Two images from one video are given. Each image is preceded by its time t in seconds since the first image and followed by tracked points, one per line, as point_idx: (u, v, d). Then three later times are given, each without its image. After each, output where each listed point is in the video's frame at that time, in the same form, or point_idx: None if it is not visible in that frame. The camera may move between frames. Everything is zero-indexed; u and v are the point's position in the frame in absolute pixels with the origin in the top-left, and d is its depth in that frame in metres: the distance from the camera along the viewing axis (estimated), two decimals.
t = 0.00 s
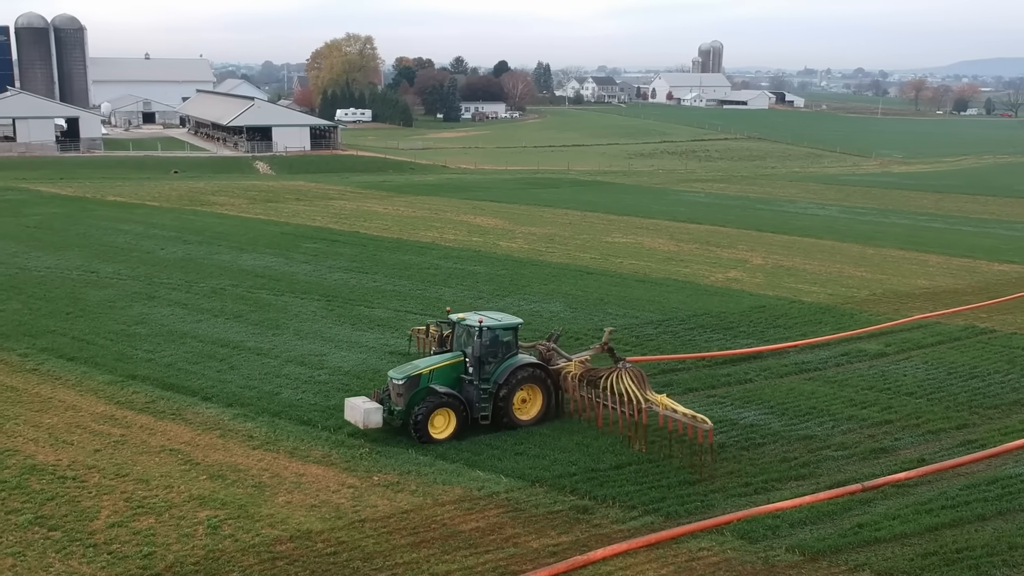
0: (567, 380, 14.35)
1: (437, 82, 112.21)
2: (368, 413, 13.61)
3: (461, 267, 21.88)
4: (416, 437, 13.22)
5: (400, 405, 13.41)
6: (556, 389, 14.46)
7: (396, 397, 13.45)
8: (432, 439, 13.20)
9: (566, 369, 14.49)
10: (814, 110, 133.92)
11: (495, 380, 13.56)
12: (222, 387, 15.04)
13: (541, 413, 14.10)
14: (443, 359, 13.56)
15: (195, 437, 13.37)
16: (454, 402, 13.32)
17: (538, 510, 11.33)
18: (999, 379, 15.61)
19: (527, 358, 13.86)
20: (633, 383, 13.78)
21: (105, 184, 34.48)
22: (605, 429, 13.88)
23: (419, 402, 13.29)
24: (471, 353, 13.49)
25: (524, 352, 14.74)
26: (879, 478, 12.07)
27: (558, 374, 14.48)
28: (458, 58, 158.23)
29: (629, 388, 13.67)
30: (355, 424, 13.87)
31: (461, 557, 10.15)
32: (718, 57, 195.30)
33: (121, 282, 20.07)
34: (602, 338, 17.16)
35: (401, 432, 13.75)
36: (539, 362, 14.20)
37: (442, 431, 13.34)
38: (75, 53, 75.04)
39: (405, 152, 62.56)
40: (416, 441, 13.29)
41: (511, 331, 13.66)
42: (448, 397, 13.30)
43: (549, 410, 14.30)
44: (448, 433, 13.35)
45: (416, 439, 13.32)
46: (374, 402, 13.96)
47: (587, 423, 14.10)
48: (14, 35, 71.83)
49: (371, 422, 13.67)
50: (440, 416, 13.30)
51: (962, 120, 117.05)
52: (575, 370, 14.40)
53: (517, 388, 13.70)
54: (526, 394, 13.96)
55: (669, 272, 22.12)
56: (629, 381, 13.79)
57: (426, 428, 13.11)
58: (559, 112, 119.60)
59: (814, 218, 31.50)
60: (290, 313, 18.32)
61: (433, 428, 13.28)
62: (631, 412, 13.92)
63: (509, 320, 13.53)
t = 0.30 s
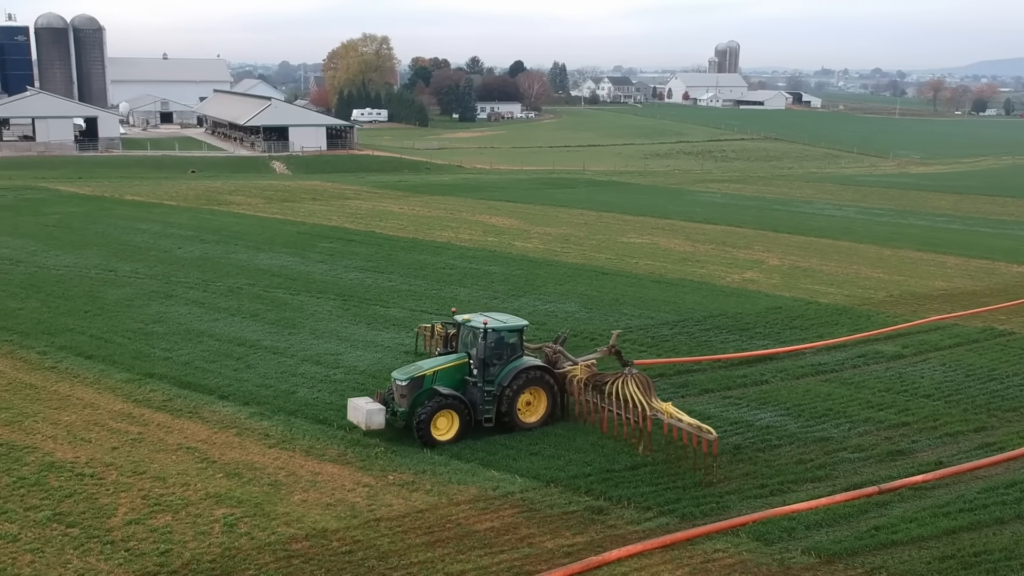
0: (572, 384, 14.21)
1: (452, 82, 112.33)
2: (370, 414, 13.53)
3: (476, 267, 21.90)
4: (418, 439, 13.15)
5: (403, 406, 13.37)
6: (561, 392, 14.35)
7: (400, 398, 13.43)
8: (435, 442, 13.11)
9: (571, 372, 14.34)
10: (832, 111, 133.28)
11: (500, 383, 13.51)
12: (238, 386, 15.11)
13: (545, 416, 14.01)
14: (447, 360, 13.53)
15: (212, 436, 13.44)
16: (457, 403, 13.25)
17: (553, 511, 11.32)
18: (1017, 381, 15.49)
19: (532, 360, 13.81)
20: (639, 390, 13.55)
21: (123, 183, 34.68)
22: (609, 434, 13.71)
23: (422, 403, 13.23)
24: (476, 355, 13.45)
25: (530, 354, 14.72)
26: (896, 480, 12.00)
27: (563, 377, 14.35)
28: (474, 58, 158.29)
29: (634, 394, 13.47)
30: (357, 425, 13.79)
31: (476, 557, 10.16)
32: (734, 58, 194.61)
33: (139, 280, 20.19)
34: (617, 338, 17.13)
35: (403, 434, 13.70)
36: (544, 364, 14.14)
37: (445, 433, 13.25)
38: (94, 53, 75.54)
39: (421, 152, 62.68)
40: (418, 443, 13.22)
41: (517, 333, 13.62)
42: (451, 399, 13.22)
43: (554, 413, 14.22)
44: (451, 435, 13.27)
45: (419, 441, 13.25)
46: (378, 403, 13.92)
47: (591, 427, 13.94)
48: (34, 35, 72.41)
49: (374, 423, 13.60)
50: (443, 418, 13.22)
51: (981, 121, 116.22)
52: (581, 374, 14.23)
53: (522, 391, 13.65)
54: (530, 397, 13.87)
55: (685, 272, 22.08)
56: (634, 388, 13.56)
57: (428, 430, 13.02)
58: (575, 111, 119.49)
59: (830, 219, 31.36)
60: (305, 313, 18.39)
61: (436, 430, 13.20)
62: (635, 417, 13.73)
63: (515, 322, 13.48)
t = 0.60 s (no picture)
0: (578, 389, 14.23)
1: (467, 83, 112.49)
2: (373, 414, 13.43)
3: (491, 267, 21.91)
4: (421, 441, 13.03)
5: (406, 407, 13.31)
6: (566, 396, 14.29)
7: (403, 400, 13.37)
8: (437, 444, 12.98)
9: (577, 378, 14.37)
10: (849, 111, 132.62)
11: (504, 385, 13.41)
12: (255, 384, 15.18)
13: (549, 420, 13.87)
14: (451, 362, 13.46)
15: (229, 434, 13.50)
16: (460, 405, 13.14)
17: (568, 511, 11.32)
18: None
19: (537, 363, 13.71)
20: (644, 395, 13.44)
21: (142, 183, 34.89)
22: (612, 438, 13.57)
23: (425, 404, 13.14)
24: (480, 357, 13.36)
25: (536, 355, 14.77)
26: (913, 483, 11.93)
27: (569, 381, 14.31)
28: (489, 58, 158.26)
29: (640, 400, 13.34)
30: (360, 426, 13.70)
31: (491, 557, 10.16)
32: (751, 58, 193.80)
33: (156, 279, 20.30)
34: (633, 339, 17.10)
35: (406, 436, 13.61)
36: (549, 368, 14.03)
37: (448, 435, 13.13)
38: (113, 53, 76.02)
39: (436, 152, 62.78)
40: (421, 445, 13.11)
41: (522, 335, 13.51)
42: (454, 401, 13.12)
43: (558, 416, 14.09)
44: (454, 437, 13.14)
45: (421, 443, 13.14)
46: (380, 404, 13.82)
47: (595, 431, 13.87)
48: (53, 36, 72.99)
49: (376, 424, 13.49)
50: (446, 420, 13.11)
51: (1000, 121, 115.38)
52: (586, 378, 14.26)
53: (526, 393, 13.54)
54: (534, 400, 13.76)
55: (701, 273, 22.02)
56: (640, 393, 13.46)
57: (431, 432, 12.91)
58: (591, 111, 119.38)
59: (847, 220, 31.23)
60: (321, 312, 18.45)
61: (439, 432, 13.07)
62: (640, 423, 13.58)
63: (519, 323, 13.38)
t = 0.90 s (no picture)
0: (582, 390, 14.07)
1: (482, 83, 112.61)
2: (374, 416, 13.43)
3: (506, 267, 21.92)
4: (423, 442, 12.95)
5: (408, 408, 13.15)
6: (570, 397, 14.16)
7: (405, 400, 13.19)
8: (439, 446, 12.90)
9: (581, 378, 14.16)
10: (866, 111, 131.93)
11: (507, 387, 13.26)
12: (271, 383, 15.24)
13: (553, 423, 13.77)
14: (453, 363, 13.28)
15: (245, 432, 13.57)
16: (463, 407, 13.05)
17: (582, 511, 11.31)
18: None
19: (541, 364, 13.56)
20: (647, 398, 13.24)
21: (161, 183, 35.13)
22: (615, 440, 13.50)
23: (427, 406, 13.02)
24: (482, 358, 13.18)
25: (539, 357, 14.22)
26: (931, 485, 11.86)
27: (573, 382, 14.18)
28: (505, 58, 158.34)
29: (644, 403, 13.14)
30: (361, 426, 13.69)
31: (505, 557, 10.17)
32: (768, 58, 193.08)
33: (173, 278, 20.43)
34: (648, 339, 17.08)
35: (408, 436, 13.53)
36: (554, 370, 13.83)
37: (450, 436, 13.04)
38: (131, 52, 76.49)
39: (452, 152, 62.87)
40: (423, 446, 13.05)
41: (525, 336, 13.33)
42: (457, 402, 13.00)
43: (563, 418, 13.99)
44: (456, 439, 13.04)
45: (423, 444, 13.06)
46: (382, 405, 13.80)
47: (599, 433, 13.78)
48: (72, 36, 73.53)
49: (377, 425, 13.51)
50: (448, 421, 13.02)
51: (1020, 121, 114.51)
52: (591, 380, 14.06)
53: (529, 395, 13.41)
54: (538, 402, 13.65)
55: (717, 273, 21.97)
56: (643, 395, 13.26)
57: (433, 433, 12.83)
58: (607, 111, 119.29)
59: (864, 221, 31.07)
60: (338, 311, 18.51)
61: (441, 433, 12.99)
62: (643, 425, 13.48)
63: (523, 325, 13.19)
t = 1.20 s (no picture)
0: (586, 393, 13.86)
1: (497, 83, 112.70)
2: (375, 417, 13.46)
3: (521, 267, 21.93)
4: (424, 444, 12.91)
5: (410, 410, 13.08)
6: (574, 399, 13.98)
7: (407, 402, 13.12)
8: (441, 448, 12.85)
9: (584, 380, 13.93)
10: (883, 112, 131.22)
11: (509, 389, 13.13)
12: (286, 382, 15.31)
13: (555, 424, 13.69)
14: (456, 364, 13.18)
15: (262, 431, 13.63)
16: (465, 409, 12.98)
17: (597, 512, 11.30)
18: None
19: (544, 366, 13.42)
20: (650, 399, 13.07)
21: (179, 182, 35.33)
22: (618, 442, 13.39)
23: (429, 407, 12.95)
24: (485, 360, 13.05)
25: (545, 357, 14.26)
26: (948, 488, 11.80)
27: (576, 384, 13.97)
28: (521, 58, 158.38)
29: (645, 404, 13.00)
30: (362, 427, 13.72)
31: (520, 557, 10.18)
32: (784, 58, 192.42)
33: (190, 277, 20.54)
34: (664, 340, 17.08)
35: (410, 437, 13.51)
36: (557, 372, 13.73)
37: (452, 438, 12.99)
38: (148, 52, 76.89)
39: (468, 152, 62.97)
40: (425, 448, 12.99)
41: (528, 338, 13.19)
42: (458, 404, 12.94)
43: (566, 420, 13.90)
44: (458, 441, 12.98)
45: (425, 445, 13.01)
46: (384, 407, 13.81)
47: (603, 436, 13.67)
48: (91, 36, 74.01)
49: (379, 426, 13.54)
50: (450, 423, 12.96)
51: None
52: (593, 382, 13.79)
53: (532, 397, 13.29)
54: (541, 404, 13.55)
55: (732, 274, 21.91)
56: (646, 397, 13.08)
57: (435, 435, 12.77)
58: (622, 111, 119.20)
59: (881, 222, 30.92)
60: (353, 311, 18.56)
61: (442, 435, 12.94)
62: (647, 427, 13.31)
63: (526, 327, 13.05)
